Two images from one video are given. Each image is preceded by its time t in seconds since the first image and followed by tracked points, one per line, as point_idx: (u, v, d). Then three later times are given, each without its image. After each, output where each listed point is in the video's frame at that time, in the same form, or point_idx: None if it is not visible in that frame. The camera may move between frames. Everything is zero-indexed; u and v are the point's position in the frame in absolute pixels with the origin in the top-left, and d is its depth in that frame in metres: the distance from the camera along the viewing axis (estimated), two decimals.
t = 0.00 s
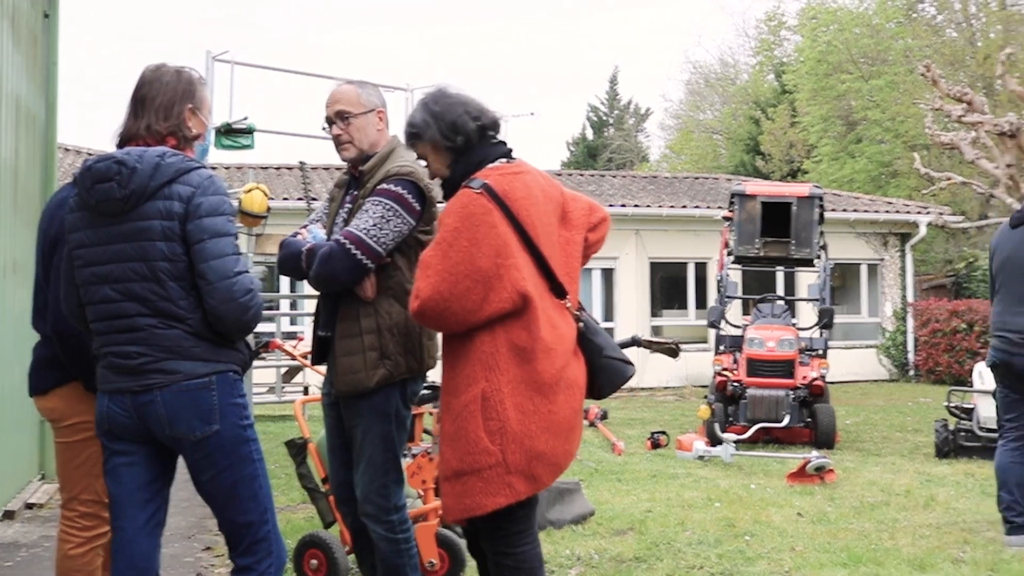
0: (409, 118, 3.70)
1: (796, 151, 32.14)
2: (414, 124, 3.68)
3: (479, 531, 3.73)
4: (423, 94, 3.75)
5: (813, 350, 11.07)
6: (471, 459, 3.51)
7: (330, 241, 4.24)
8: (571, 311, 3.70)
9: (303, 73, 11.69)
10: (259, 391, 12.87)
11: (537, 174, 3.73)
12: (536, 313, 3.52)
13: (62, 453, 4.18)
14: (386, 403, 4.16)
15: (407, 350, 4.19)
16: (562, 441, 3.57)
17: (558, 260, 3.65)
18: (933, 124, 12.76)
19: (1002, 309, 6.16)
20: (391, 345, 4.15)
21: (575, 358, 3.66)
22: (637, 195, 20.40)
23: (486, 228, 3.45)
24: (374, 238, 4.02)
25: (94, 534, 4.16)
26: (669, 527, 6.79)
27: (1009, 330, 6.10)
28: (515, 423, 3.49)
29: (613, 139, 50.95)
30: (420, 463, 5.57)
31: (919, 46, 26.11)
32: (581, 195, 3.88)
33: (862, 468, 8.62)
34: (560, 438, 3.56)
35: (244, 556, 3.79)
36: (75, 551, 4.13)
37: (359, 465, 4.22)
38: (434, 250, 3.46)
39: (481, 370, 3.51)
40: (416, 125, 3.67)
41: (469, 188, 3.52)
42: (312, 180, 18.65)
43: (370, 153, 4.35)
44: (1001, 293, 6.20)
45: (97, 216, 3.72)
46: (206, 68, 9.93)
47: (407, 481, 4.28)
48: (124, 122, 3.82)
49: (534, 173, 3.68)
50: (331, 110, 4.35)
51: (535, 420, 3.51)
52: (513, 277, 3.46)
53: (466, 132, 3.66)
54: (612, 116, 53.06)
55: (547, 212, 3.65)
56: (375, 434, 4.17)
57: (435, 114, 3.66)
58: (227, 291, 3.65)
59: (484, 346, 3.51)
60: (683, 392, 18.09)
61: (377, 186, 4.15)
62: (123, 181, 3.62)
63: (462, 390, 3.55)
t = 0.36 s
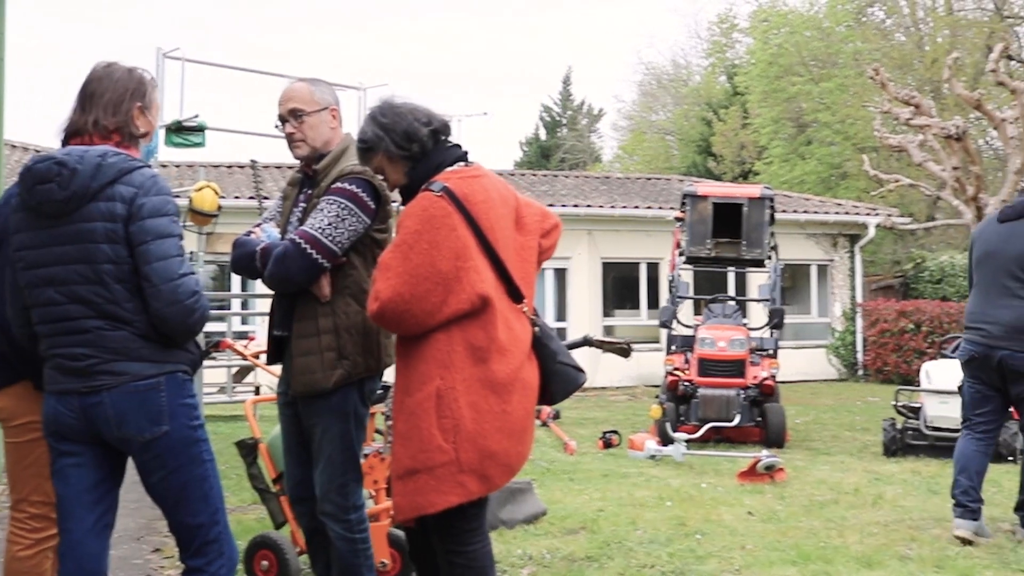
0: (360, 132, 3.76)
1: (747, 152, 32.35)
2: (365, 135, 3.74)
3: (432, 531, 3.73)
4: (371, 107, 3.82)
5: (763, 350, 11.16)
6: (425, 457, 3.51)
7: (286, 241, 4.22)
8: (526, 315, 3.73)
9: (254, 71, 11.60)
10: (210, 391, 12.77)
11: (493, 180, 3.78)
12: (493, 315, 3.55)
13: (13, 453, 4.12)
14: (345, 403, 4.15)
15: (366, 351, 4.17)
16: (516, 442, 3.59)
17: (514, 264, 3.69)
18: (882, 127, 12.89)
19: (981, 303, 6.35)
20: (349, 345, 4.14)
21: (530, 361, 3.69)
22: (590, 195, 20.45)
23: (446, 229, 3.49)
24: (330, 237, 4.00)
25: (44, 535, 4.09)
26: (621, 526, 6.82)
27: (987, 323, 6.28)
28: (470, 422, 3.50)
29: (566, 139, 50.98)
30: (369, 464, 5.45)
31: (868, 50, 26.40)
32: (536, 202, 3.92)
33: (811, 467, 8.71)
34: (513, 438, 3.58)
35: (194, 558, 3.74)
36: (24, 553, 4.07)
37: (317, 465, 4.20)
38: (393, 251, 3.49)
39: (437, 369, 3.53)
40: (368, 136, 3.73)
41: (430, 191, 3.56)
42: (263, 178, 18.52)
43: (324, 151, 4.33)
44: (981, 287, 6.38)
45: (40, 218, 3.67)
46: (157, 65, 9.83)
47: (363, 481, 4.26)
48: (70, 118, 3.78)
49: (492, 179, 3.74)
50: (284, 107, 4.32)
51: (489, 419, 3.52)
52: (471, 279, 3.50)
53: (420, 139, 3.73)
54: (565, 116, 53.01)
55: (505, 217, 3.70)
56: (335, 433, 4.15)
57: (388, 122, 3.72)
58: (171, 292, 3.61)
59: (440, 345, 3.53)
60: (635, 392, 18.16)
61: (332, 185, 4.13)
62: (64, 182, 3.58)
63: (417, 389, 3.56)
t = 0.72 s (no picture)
0: (322, 132, 3.75)
1: (702, 153, 32.51)
2: (326, 138, 3.74)
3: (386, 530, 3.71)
4: (334, 107, 3.80)
5: (718, 350, 11.24)
6: (378, 453, 3.50)
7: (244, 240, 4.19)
8: (482, 316, 3.73)
9: (209, 68, 11.50)
10: (163, 391, 12.65)
11: (453, 182, 3.80)
12: (450, 313, 3.56)
13: None
14: (304, 403, 4.12)
15: (327, 350, 4.15)
16: (470, 441, 3.58)
17: (471, 266, 3.70)
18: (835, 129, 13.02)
19: (948, 302, 6.49)
20: (311, 344, 4.11)
21: (485, 361, 3.69)
22: (546, 195, 20.48)
23: (406, 227, 3.50)
24: (293, 238, 3.99)
25: None
26: (577, 525, 6.83)
27: (953, 322, 6.43)
28: (424, 419, 3.50)
29: (522, 139, 50.93)
30: (326, 463, 5.39)
31: (822, 52, 26.67)
32: (491, 210, 3.95)
33: (765, 465, 8.78)
34: (468, 437, 3.57)
35: (145, 559, 3.69)
36: None
37: (276, 465, 4.17)
38: (352, 247, 3.48)
39: (392, 365, 3.52)
40: (331, 138, 3.72)
41: (391, 189, 3.57)
42: (218, 177, 18.38)
43: (283, 150, 4.29)
44: (947, 288, 6.53)
45: None
46: (110, 61, 9.73)
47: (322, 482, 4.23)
48: (22, 113, 3.73)
49: (452, 181, 3.76)
50: (243, 106, 4.27)
51: (444, 417, 3.52)
52: (429, 277, 3.50)
53: (383, 139, 3.72)
54: (522, 116, 52.71)
55: (463, 219, 3.71)
56: (296, 433, 4.12)
57: (349, 123, 3.72)
58: (122, 290, 3.57)
59: (396, 342, 3.52)
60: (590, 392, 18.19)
61: (292, 186, 4.11)
62: (15, 177, 3.54)
63: (371, 386, 3.55)
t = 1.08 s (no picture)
0: (288, 130, 3.74)
1: (666, 155, 32.61)
2: (291, 136, 3.73)
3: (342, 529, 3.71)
4: (301, 105, 3.79)
5: (681, 350, 11.29)
6: (332, 450, 3.49)
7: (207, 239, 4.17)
8: (440, 317, 3.73)
9: (171, 66, 11.43)
10: (124, 392, 12.54)
11: (417, 183, 3.80)
12: (408, 312, 3.55)
13: None
14: (265, 402, 4.09)
15: (287, 349, 4.13)
16: (424, 441, 3.58)
17: (431, 267, 3.70)
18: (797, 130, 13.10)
19: (905, 309, 6.62)
20: (270, 342, 4.09)
21: (442, 362, 3.69)
22: (510, 195, 20.48)
23: (367, 224, 3.49)
24: (255, 236, 3.97)
25: None
26: (540, 525, 6.84)
27: (910, 328, 6.55)
28: (378, 417, 3.49)
29: (486, 139, 50.80)
30: (288, 464, 5.34)
31: (785, 55, 26.87)
32: (454, 214, 3.96)
33: (727, 465, 8.82)
34: (422, 436, 3.57)
35: (108, 561, 3.68)
36: None
37: (236, 466, 4.14)
38: (313, 242, 3.47)
39: (348, 362, 3.51)
40: (297, 137, 3.71)
41: (353, 186, 3.56)
42: (180, 176, 18.24)
43: (247, 149, 4.27)
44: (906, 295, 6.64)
45: None
46: (69, 58, 9.63)
47: (282, 482, 4.21)
48: None
49: (415, 181, 3.76)
50: (208, 104, 4.25)
51: (399, 415, 3.51)
52: (388, 276, 3.50)
53: (349, 137, 3.71)
54: (486, 116, 52.56)
55: (424, 219, 3.71)
56: (255, 432, 4.09)
57: (312, 121, 3.70)
58: (82, 292, 3.54)
59: (353, 339, 3.51)
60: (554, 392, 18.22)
61: (256, 184, 4.08)
62: None
63: (326, 382, 3.54)
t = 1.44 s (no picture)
0: (254, 129, 3.73)
1: (636, 155, 32.62)
2: (255, 135, 3.72)
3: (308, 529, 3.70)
4: (267, 105, 3.77)
5: (649, 350, 11.31)
6: (296, 449, 3.48)
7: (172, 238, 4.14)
8: (404, 318, 3.73)
9: (139, 64, 11.37)
10: (89, 392, 12.42)
11: (383, 184, 3.80)
12: (372, 312, 3.54)
13: None
14: (232, 402, 4.07)
15: (254, 348, 4.11)
16: (388, 441, 3.57)
17: (396, 268, 3.70)
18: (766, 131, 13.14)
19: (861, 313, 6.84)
20: (236, 340, 4.07)
21: (406, 363, 3.69)
22: (480, 195, 20.44)
23: (332, 223, 3.48)
24: (219, 235, 3.94)
25: None
26: (509, 525, 6.85)
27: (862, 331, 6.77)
28: (342, 417, 3.48)
29: (456, 139, 50.58)
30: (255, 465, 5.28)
31: (753, 56, 26.99)
32: (419, 216, 3.96)
33: (696, 465, 8.85)
34: (386, 436, 3.57)
35: (75, 562, 3.65)
36: None
37: (202, 466, 4.11)
38: (277, 240, 3.46)
39: (312, 362, 3.50)
40: (260, 135, 3.70)
41: (318, 185, 3.55)
42: (148, 175, 18.10)
43: (212, 148, 4.25)
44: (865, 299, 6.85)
45: None
46: (35, 56, 9.53)
47: (249, 483, 4.19)
48: None
49: (381, 182, 3.75)
50: (172, 102, 4.24)
51: (363, 415, 3.50)
52: (352, 275, 3.49)
53: (314, 136, 3.70)
54: (456, 115, 52.20)
55: (389, 220, 3.70)
56: (221, 432, 4.07)
57: (275, 119, 3.69)
58: (44, 294, 3.52)
59: (317, 338, 3.50)
60: (523, 392, 18.21)
61: (219, 183, 4.05)
62: None
63: (291, 381, 3.52)
